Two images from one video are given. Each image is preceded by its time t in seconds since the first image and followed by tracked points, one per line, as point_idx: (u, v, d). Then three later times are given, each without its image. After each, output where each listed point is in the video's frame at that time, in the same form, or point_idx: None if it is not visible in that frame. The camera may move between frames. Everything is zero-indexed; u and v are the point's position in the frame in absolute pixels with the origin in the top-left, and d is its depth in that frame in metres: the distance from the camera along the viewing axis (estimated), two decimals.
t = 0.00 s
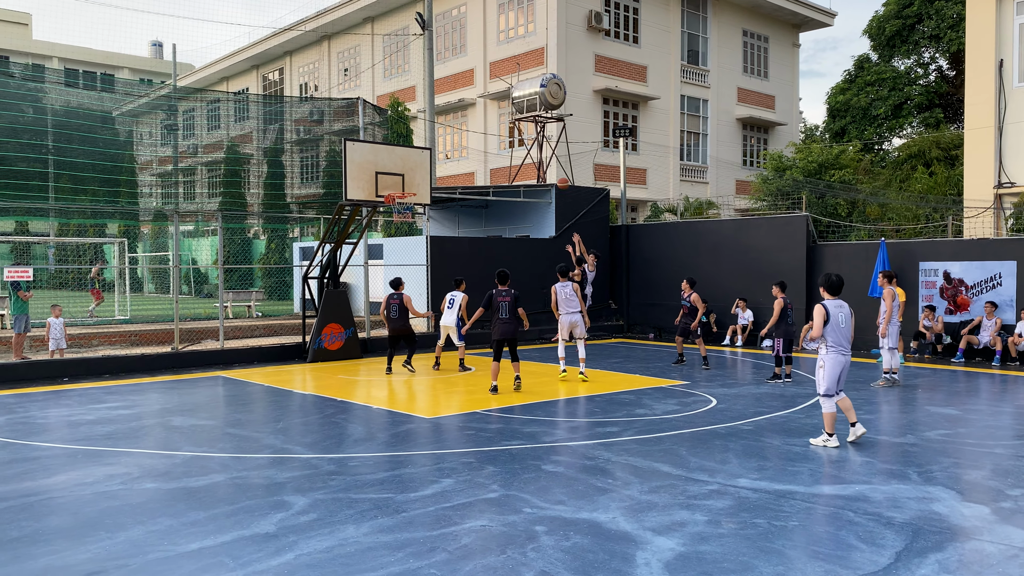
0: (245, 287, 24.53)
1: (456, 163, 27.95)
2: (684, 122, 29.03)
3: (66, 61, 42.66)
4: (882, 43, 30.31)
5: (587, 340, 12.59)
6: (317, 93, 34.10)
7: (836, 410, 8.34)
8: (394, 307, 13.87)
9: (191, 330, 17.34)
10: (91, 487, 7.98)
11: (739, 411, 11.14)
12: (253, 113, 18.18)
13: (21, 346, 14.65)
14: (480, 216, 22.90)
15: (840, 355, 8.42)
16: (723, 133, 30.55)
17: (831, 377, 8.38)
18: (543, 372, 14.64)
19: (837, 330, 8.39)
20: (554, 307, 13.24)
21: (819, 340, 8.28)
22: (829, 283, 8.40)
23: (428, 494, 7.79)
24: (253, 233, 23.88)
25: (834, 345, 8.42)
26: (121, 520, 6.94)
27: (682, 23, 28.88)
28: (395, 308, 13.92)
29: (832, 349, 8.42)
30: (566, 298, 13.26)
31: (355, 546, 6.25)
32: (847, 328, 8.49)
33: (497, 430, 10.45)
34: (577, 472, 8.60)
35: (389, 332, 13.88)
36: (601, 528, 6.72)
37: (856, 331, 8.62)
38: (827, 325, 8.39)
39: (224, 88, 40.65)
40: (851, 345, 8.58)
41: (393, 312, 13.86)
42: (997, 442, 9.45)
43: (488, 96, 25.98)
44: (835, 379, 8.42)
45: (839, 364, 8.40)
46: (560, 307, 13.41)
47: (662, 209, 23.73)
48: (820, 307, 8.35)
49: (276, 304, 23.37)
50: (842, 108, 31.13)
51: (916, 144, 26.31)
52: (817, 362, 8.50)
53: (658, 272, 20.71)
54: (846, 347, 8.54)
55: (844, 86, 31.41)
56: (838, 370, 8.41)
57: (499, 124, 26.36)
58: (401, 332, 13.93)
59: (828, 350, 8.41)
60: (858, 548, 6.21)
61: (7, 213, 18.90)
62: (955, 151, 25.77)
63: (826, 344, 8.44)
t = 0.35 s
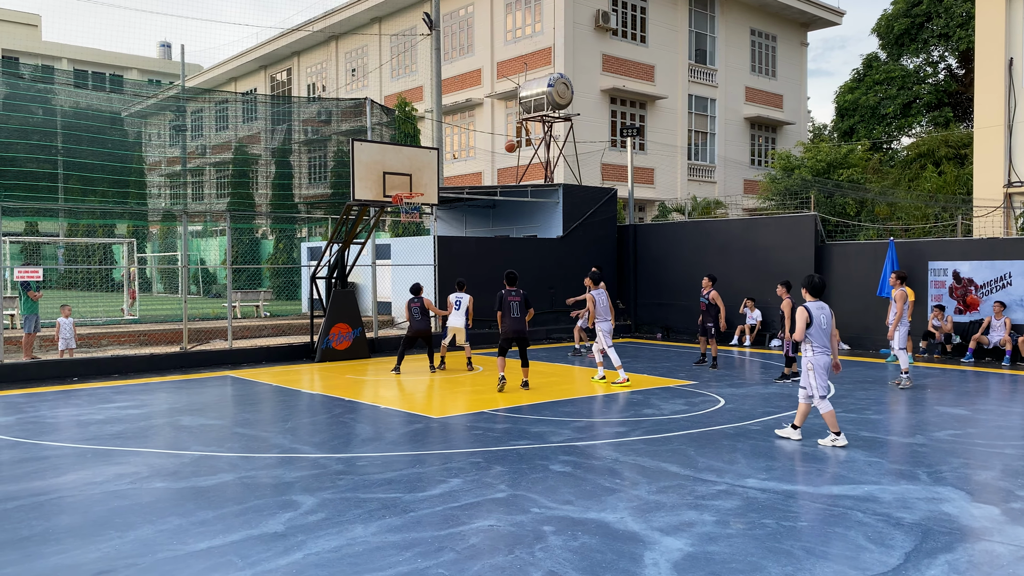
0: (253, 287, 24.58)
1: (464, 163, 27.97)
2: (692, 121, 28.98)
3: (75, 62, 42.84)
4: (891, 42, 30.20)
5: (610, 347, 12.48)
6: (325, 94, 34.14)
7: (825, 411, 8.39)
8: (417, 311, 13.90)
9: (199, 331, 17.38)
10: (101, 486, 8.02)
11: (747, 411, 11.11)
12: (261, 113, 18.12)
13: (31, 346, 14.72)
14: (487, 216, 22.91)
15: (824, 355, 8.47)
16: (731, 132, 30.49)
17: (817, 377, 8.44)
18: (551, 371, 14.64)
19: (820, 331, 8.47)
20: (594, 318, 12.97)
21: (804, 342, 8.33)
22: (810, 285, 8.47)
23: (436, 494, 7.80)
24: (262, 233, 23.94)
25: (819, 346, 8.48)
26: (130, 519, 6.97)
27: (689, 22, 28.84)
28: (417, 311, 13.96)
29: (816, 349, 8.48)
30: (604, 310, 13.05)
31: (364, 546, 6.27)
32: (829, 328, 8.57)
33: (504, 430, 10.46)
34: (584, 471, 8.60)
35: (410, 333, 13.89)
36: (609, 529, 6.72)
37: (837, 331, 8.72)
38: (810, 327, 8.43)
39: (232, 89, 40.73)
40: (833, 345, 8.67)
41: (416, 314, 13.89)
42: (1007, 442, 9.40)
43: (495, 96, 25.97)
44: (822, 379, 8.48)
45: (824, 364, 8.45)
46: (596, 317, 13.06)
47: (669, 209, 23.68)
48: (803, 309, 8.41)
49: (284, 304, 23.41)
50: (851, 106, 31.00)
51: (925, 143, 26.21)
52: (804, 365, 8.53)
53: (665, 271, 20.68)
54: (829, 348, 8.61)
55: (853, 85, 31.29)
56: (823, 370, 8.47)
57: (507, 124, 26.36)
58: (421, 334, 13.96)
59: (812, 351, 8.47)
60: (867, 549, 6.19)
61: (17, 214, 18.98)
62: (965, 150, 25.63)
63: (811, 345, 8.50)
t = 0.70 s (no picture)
0: (259, 287, 24.62)
1: (468, 163, 27.99)
2: (697, 120, 28.96)
3: (81, 63, 42.99)
4: (897, 40, 30.13)
5: (624, 348, 12.48)
6: (330, 94, 34.19)
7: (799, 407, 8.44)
8: (420, 313, 13.96)
9: (204, 330, 17.42)
10: (107, 485, 8.05)
11: (753, 410, 11.09)
12: (266, 113, 18.30)
13: (38, 345, 14.78)
14: (492, 216, 22.92)
15: (806, 351, 8.53)
16: (737, 131, 30.44)
17: (796, 373, 8.47)
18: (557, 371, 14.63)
19: (804, 327, 8.47)
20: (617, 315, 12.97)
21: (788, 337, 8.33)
22: (799, 280, 8.45)
23: (442, 493, 7.81)
24: (267, 233, 24.00)
25: (801, 342, 8.50)
26: (136, 518, 6.99)
27: (695, 22, 28.81)
28: (420, 313, 13.99)
29: (798, 345, 8.49)
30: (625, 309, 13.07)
31: (369, 545, 6.27)
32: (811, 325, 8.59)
33: (510, 429, 10.46)
34: (590, 471, 8.59)
35: (411, 336, 13.93)
36: (615, 528, 6.72)
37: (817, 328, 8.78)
38: (796, 322, 8.43)
39: (238, 89, 40.83)
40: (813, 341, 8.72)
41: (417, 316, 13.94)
42: (1013, 442, 9.36)
43: (500, 96, 25.98)
44: (800, 374, 8.51)
45: (806, 360, 8.49)
46: (618, 313, 13.05)
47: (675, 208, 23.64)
48: (791, 305, 8.39)
49: (290, 304, 23.45)
50: (857, 105, 30.90)
51: (931, 142, 26.12)
52: (783, 359, 8.54)
53: (670, 271, 20.67)
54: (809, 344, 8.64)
55: (859, 84, 31.21)
56: (803, 365, 8.50)
57: (512, 124, 26.37)
58: (422, 336, 13.96)
59: (794, 346, 8.48)
60: (874, 549, 6.18)
61: (24, 214, 19.08)
62: (971, 149, 25.54)
63: (793, 340, 8.50)
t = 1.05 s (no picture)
0: (262, 287, 24.66)
1: (472, 162, 27.99)
2: (701, 120, 28.93)
3: (85, 63, 43.10)
4: (901, 39, 30.08)
5: (632, 348, 12.39)
6: (334, 93, 34.19)
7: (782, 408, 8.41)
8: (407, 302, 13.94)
9: (208, 330, 17.44)
10: (111, 484, 8.06)
11: (757, 410, 11.07)
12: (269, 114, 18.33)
13: (42, 345, 14.81)
14: (495, 215, 22.93)
15: (790, 351, 8.48)
16: (740, 130, 30.41)
17: (780, 373, 8.43)
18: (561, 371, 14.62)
19: (789, 327, 8.42)
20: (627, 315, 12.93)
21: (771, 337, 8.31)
22: (786, 280, 8.40)
23: (445, 492, 7.81)
24: (271, 233, 24.02)
25: (786, 343, 8.45)
26: (140, 517, 7.00)
27: (698, 21, 28.78)
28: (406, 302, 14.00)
29: (783, 345, 8.45)
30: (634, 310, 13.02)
31: (372, 544, 6.28)
32: (798, 325, 8.52)
33: (513, 428, 10.46)
34: (593, 471, 8.58)
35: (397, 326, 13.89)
36: (619, 527, 6.72)
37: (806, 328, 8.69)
38: (780, 323, 8.39)
39: (241, 89, 40.87)
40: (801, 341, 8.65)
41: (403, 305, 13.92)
42: (1018, 441, 9.33)
43: (503, 95, 25.98)
44: (785, 375, 8.46)
45: (790, 361, 8.46)
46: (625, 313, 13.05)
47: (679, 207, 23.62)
48: (775, 305, 8.36)
49: (293, 304, 23.48)
50: (861, 104, 30.84)
51: (935, 141, 26.07)
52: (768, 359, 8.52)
53: (674, 271, 20.66)
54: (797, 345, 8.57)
55: (862, 83, 31.15)
56: (787, 366, 8.46)
57: (515, 123, 26.36)
58: (409, 326, 13.93)
59: (778, 346, 8.45)
60: (878, 548, 6.16)
61: (28, 214, 19.11)
62: (975, 148, 25.47)
63: (778, 340, 8.46)
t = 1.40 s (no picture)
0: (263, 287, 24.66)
1: (472, 162, 27.99)
2: (701, 119, 28.94)
3: (86, 62, 43.14)
4: (901, 39, 30.06)
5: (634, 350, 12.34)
6: (334, 93, 34.18)
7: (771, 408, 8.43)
8: (397, 308, 13.90)
9: (209, 330, 17.45)
10: (111, 484, 8.07)
11: (757, 409, 11.07)
12: (270, 114, 18.32)
13: (42, 345, 14.80)
14: (496, 215, 22.93)
15: (780, 351, 8.47)
16: (740, 130, 30.40)
17: (768, 373, 8.46)
18: (563, 371, 14.61)
19: (778, 327, 8.42)
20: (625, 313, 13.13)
21: (757, 337, 8.36)
22: (778, 279, 8.41)
23: (445, 492, 7.81)
24: (271, 232, 24.03)
25: (775, 342, 8.45)
26: (140, 517, 7.01)
27: (698, 21, 28.78)
28: (396, 308, 13.95)
29: (771, 345, 8.47)
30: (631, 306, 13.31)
31: (372, 544, 6.28)
32: (791, 325, 8.48)
33: (514, 428, 10.46)
34: (594, 470, 8.58)
35: (387, 333, 13.91)
36: (618, 527, 6.72)
37: (802, 329, 8.62)
38: (768, 323, 8.41)
39: (241, 89, 40.87)
40: (795, 341, 8.59)
41: (394, 312, 13.90)
42: (1018, 441, 9.32)
43: (504, 95, 25.97)
44: (775, 375, 8.46)
45: (778, 361, 8.46)
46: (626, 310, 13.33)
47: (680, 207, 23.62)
48: (763, 305, 8.41)
49: (294, 304, 23.49)
50: (861, 104, 30.82)
51: (935, 141, 26.07)
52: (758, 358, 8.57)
53: (674, 271, 20.66)
54: (790, 345, 8.53)
55: (863, 83, 31.12)
56: (776, 365, 8.47)
57: (515, 123, 26.35)
58: (401, 333, 13.92)
59: (767, 346, 8.48)
60: (879, 548, 6.16)
61: (28, 215, 19.12)
62: (976, 147, 25.45)
63: (767, 340, 8.49)
